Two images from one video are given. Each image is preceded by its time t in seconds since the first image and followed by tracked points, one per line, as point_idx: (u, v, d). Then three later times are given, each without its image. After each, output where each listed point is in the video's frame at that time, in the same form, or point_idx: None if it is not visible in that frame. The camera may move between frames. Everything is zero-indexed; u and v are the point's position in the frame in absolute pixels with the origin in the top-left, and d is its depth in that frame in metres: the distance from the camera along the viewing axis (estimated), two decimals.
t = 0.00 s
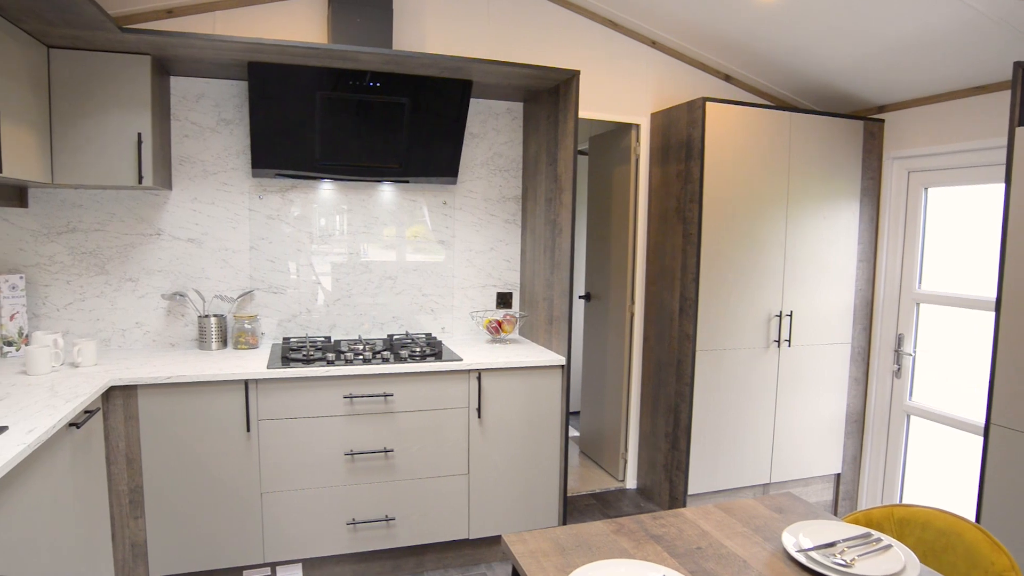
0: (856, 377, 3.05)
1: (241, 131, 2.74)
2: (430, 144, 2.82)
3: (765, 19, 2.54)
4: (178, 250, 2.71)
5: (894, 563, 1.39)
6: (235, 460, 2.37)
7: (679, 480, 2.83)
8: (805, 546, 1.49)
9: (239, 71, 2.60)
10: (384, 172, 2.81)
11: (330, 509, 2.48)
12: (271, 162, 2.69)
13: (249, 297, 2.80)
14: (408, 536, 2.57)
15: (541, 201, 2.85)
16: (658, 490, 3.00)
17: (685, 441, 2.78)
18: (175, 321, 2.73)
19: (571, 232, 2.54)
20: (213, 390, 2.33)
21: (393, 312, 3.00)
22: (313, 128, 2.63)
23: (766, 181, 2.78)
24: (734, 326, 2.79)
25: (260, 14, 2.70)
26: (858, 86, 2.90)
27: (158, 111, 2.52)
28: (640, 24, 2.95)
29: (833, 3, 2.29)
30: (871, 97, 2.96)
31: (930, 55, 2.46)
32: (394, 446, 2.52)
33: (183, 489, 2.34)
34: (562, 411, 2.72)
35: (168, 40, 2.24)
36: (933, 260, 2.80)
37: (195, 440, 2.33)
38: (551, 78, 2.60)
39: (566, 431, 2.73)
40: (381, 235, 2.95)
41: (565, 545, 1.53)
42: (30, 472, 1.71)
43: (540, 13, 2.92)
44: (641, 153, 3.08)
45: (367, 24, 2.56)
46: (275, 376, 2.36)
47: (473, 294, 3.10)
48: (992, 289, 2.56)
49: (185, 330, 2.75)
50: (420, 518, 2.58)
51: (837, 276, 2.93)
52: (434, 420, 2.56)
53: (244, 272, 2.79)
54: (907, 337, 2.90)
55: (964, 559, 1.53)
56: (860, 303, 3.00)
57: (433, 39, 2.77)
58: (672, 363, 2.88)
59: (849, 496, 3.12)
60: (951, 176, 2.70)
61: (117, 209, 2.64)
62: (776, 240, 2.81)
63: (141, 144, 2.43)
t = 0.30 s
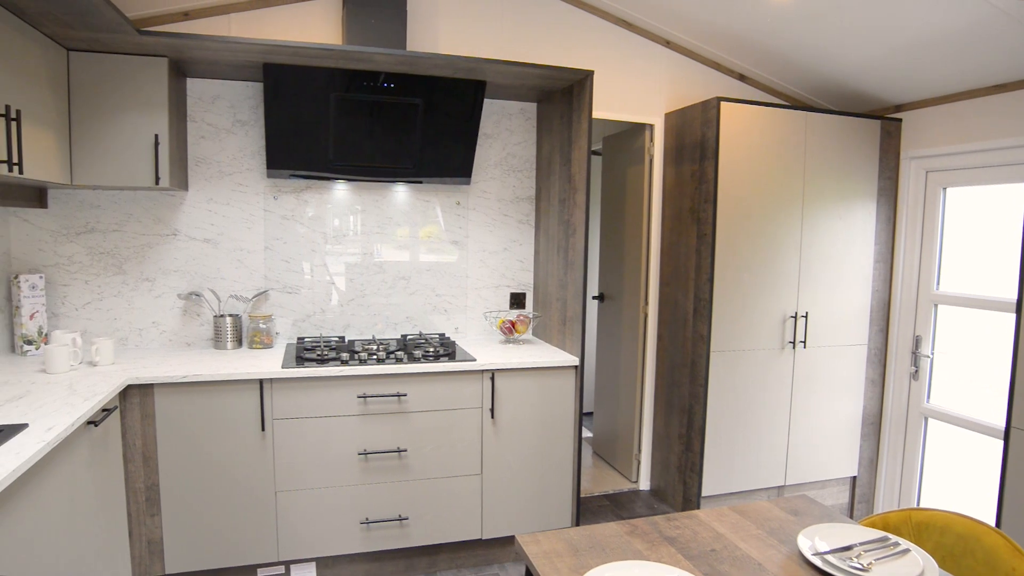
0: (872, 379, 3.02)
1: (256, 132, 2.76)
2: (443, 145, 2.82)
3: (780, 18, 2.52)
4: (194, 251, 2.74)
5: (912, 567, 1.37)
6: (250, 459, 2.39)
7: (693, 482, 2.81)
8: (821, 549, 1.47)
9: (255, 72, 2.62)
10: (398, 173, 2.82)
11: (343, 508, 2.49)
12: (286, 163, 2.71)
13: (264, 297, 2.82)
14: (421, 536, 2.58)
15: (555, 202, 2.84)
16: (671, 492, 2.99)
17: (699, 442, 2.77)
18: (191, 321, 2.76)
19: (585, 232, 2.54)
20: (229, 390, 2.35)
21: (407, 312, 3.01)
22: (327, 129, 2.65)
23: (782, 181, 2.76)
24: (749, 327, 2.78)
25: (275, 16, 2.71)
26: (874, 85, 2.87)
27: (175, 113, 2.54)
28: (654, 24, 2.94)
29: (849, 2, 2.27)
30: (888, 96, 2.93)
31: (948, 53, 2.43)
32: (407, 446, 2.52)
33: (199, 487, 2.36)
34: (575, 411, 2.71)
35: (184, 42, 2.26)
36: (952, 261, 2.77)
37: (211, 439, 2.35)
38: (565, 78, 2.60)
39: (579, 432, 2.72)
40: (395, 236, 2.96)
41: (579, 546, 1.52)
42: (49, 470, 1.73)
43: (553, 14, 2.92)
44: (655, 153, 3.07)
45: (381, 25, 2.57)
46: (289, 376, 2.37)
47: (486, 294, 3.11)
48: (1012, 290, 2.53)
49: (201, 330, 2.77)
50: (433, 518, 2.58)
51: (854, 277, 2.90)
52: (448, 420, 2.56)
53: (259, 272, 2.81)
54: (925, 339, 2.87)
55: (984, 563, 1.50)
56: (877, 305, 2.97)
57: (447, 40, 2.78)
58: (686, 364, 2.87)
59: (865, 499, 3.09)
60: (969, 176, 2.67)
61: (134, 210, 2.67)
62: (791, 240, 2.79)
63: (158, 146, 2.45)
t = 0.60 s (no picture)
0: (887, 381, 2.99)
1: (270, 133, 2.78)
2: (456, 145, 2.83)
3: (794, 18, 2.50)
4: (208, 251, 2.76)
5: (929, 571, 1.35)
6: (264, 458, 2.40)
7: (706, 483, 2.80)
8: (836, 553, 1.46)
9: (269, 73, 2.63)
10: (410, 173, 2.82)
11: (356, 507, 2.50)
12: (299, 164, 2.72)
13: (278, 297, 2.83)
14: (433, 536, 2.58)
15: (567, 202, 2.84)
16: (683, 493, 2.98)
17: (712, 444, 2.76)
18: (205, 321, 2.78)
19: (598, 233, 2.53)
20: (243, 389, 2.36)
21: (419, 312, 3.01)
22: (340, 130, 2.65)
23: (796, 181, 2.74)
24: (763, 328, 2.76)
25: (289, 17, 2.73)
26: (890, 84, 2.84)
27: (190, 114, 2.56)
28: (667, 24, 2.93)
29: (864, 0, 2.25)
30: (905, 95, 2.90)
31: (965, 52, 2.40)
32: (419, 446, 2.53)
33: (213, 485, 2.38)
34: (587, 412, 2.71)
35: (199, 44, 2.28)
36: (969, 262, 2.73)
37: (225, 437, 2.37)
38: (577, 78, 2.59)
39: (591, 433, 2.72)
40: (407, 236, 2.97)
41: (591, 547, 1.52)
42: (67, 468, 1.75)
43: (566, 14, 2.92)
44: (668, 153, 3.06)
45: (394, 26, 2.57)
46: (303, 376, 2.38)
47: (499, 294, 3.11)
48: None
49: (215, 329, 2.79)
50: (445, 518, 2.59)
51: (869, 278, 2.88)
52: (460, 420, 2.56)
53: (273, 272, 2.83)
54: (941, 341, 2.83)
55: (1004, 568, 1.48)
56: (892, 306, 2.95)
57: (459, 41, 2.78)
58: (699, 365, 2.85)
59: (880, 502, 3.06)
60: (986, 175, 2.63)
61: (150, 210, 2.70)
62: (805, 241, 2.77)
63: (174, 147, 2.47)
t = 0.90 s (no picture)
0: (903, 383, 2.97)
1: (283, 134, 2.80)
2: (468, 145, 2.83)
3: (808, 17, 2.48)
4: (222, 251, 2.78)
5: None
6: (277, 457, 2.41)
7: (718, 485, 2.79)
8: (850, 556, 1.44)
9: (282, 74, 2.64)
10: (423, 173, 2.83)
11: (368, 507, 2.51)
12: (312, 165, 2.73)
13: (291, 296, 2.85)
14: (445, 536, 2.58)
15: (580, 202, 2.83)
16: (696, 495, 2.97)
17: (724, 445, 2.74)
18: (219, 321, 2.80)
19: (610, 233, 2.52)
20: (256, 388, 2.38)
21: (431, 312, 3.02)
22: (353, 131, 2.66)
23: (810, 181, 2.72)
24: (776, 329, 2.74)
25: (302, 19, 2.74)
26: (906, 83, 2.81)
27: (204, 115, 2.58)
28: (679, 24, 2.92)
29: None
30: (921, 95, 2.87)
31: (981, 50, 2.38)
32: (431, 446, 2.53)
33: (227, 483, 2.39)
34: (599, 413, 2.70)
35: (214, 46, 2.30)
36: (986, 262, 2.70)
37: (238, 436, 2.38)
38: (590, 78, 2.58)
39: (603, 434, 2.71)
40: (419, 237, 2.98)
41: (603, 548, 1.52)
42: (84, 465, 1.77)
43: (578, 14, 2.91)
44: (681, 153, 3.05)
45: (406, 27, 2.58)
46: (316, 375, 2.39)
47: (511, 295, 3.11)
48: None
49: (229, 329, 2.81)
50: (457, 518, 2.59)
51: (884, 279, 2.85)
52: (472, 420, 2.57)
53: (286, 272, 2.84)
54: (958, 342, 2.80)
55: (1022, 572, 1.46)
56: (908, 307, 2.92)
57: (472, 41, 2.79)
58: (711, 366, 2.84)
59: (895, 505, 3.04)
60: (1004, 175, 2.60)
61: (165, 211, 2.72)
62: (819, 241, 2.75)
63: (188, 148, 2.49)
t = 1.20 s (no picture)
0: (917, 385, 2.94)
1: (295, 134, 2.81)
2: (479, 146, 2.83)
3: (822, 16, 2.47)
4: (235, 251, 2.80)
5: None
6: (289, 456, 2.43)
7: (730, 487, 2.77)
8: (865, 559, 1.43)
9: (295, 76, 2.66)
10: (434, 174, 2.84)
11: (379, 506, 2.51)
12: (323, 165, 2.74)
13: (303, 297, 2.86)
14: (456, 536, 2.59)
15: (591, 203, 2.83)
16: (707, 496, 2.96)
17: (736, 447, 2.73)
18: (231, 321, 2.82)
19: (622, 234, 2.51)
20: (269, 388, 2.39)
21: (442, 313, 3.03)
22: (364, 131, 2.67)
23: (824, 181, 2.70)
24: (789, 330, 2.73)
25: (315, 20, 2.76)
26: (921, 81, 2.79)
27: (217, 116, 2.60)
28: (691, 23, 2.91)
29: None
30: (937, 93, 2.84)
31: (998, 48, 2.35)
32: (442, 446, 2.54)
33: (239, 482, 2.41)
34: (610, 414, 2.69)
35: (227, 47, 2.31)
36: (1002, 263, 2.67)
37: (251, 435, 2.39)
38: (601, 78, 2.58)
39: (614, 435, 2.70)
40: (431, 237, 2.98)
41: (614, 549, 1.51)
42: (99, 464, 1.79)
43: (590, 14, 2.91)
44: (693, 153, 3.04)
45: (419, 28, 2.59)
46: (328, 375, 2.40)
47: (522, 295, 3.11)
48: None
49: (241, 328, 2.83)
50: (468, 518, 2.59)
51: (898, 280, 2.83)
52: (483, 420, 2.57)
53: (298, 272, 2.86)
54: (973, 344, 2.77)
55: None
56: (923, 309, 2.89)
57: (483, 42, 2.79)
58: (723, 367, 2.83)
59: (910, 508, 3.01)
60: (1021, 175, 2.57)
61: (179, 211, 2.74)
62: (833, 242, 2.73)
63: (201, 149, 2.51)
